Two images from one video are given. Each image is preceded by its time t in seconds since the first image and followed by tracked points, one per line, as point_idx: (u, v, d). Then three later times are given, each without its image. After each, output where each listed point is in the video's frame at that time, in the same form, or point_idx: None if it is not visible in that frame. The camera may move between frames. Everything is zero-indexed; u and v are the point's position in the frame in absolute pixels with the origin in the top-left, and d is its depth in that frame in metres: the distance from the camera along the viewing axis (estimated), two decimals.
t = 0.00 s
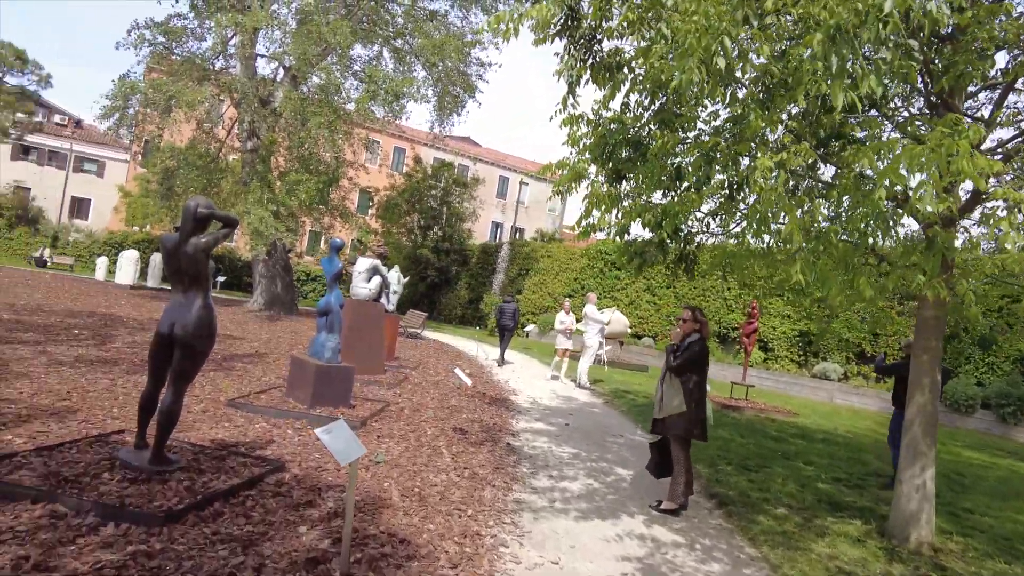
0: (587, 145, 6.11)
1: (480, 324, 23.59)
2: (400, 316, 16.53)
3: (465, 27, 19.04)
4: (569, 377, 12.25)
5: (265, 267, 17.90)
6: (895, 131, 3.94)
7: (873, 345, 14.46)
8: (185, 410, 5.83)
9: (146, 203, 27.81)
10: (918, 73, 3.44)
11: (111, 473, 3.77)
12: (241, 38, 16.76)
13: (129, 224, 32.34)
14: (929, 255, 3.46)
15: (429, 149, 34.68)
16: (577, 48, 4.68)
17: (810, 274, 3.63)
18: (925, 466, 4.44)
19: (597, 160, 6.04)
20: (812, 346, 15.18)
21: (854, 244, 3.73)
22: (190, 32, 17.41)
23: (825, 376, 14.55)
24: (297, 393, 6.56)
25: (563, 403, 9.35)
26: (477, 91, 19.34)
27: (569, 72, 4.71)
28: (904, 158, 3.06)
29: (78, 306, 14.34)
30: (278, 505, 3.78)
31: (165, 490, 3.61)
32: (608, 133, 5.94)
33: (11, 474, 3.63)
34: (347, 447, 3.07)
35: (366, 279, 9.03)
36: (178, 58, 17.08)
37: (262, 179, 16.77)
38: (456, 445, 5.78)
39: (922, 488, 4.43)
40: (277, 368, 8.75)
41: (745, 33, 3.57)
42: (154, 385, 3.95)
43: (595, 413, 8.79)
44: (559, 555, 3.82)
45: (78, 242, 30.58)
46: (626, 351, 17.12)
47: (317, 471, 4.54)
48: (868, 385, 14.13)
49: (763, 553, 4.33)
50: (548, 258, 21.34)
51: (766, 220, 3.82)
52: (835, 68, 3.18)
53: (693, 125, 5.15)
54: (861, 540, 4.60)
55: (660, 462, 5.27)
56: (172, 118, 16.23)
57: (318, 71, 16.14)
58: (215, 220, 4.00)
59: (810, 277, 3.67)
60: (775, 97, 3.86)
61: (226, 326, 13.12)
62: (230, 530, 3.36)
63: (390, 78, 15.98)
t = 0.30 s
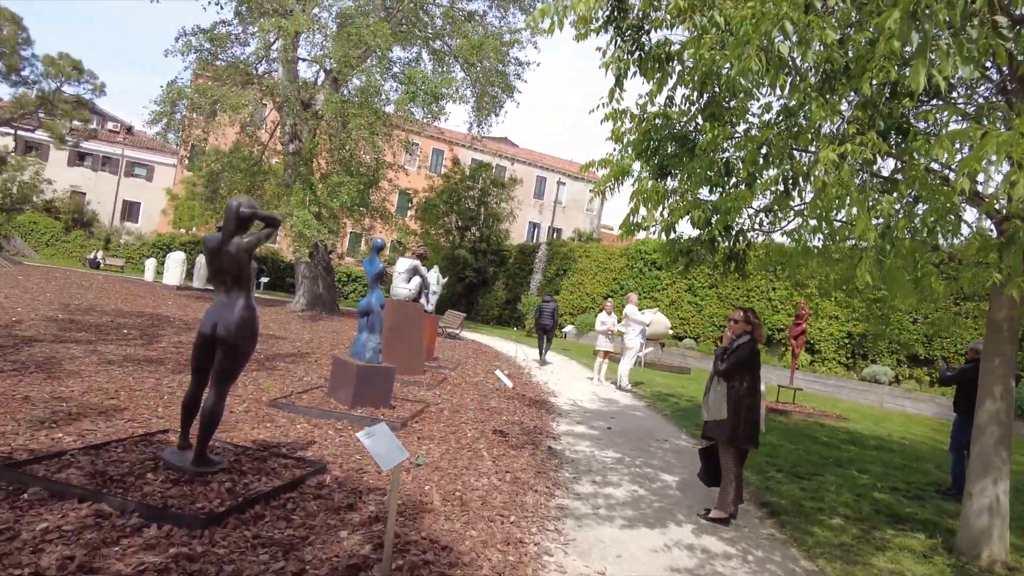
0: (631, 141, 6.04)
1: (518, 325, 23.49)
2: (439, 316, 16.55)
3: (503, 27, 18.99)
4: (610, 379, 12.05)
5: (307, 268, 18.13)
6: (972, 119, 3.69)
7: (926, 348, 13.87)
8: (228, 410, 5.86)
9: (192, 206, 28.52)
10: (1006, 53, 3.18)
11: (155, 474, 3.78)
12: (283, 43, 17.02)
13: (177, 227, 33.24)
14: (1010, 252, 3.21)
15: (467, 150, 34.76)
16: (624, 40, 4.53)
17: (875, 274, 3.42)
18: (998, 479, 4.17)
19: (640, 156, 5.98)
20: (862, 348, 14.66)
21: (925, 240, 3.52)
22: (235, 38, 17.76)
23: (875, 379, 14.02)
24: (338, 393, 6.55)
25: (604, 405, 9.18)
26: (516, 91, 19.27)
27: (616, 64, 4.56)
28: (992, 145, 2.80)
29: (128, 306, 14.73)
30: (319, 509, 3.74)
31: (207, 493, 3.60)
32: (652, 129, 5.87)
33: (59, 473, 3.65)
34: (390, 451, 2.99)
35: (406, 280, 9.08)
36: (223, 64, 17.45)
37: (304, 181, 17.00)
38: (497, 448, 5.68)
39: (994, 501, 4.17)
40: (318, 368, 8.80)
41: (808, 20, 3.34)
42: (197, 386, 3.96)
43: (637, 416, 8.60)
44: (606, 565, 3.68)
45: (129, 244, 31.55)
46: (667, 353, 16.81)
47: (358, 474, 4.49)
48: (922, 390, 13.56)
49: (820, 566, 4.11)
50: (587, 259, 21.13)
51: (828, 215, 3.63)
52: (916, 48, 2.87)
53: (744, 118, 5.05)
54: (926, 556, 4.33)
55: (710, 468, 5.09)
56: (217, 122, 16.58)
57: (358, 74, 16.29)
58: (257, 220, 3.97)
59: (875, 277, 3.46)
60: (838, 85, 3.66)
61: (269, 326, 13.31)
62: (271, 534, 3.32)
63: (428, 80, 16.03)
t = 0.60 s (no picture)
0: (666, 135, 5.89)
1: (549, 325, 23.30)
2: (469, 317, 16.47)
3: (533, 25, 18.84)
4: (643, 380, 11.80)
5: (339, 269, 18.22)
6: None
7: (975, 349, 13.31)
8: (257, 411, 5.82)
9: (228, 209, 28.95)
10: None
11: (180, 477, 3.72)
12: (314, 45, 17.13)
13: (213, 230, 33.82)
14: None
15: (497, 150, 34.67)
16: (661, 27, 4.37)
17: (934, 270, 3.19)
18: None
19: (677, 149, 5.81)
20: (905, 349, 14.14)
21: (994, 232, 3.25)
22: (268, 42, 17.94)
23: (919, 381, 13.50)
24: (367, 394, 6.48)
25: (639, 408, 8.95)
26: (547, 90, 19.12)
27: (652, 52, 4.40)
28: None
29: (164, 307, 14.95)
30: (345, 514, 3.64)
31: (231, 498, 3.52)
32: (689, 121, 5.72)
33: (85, 475, 3.61)
34: (415, 458, 2.87)
35: (436, 280, 8.77)
36: (256, 67, 17.63)
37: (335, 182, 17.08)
38: (528, 451, 5.54)
39: None
40: (349, 368, 8.76)
41: None
42: (222, 387, 3.89)
43: (672, 419, 8.36)
44: None
45: (167, 247, 32.21)
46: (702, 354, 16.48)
47: (385, 478, 4.38)
48: (970, 392, 13.00)
49: None
50: (618, 258, 20.86)
51: (883, 205, 3.39)
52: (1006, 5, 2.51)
53: (786, 108, 4.87)
54: (987, 573, 4.05)
55: (751, 475, 4.87)
56: (250, 124, 16.77)
57: (389, 75, 16.32)
58: (282, 218, 3.88)
59: (936, 272, 3.22)
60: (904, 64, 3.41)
61: (301, 327, 13.38)
62: (294, 541, 3.23)
63: (459, 79, 15.95)
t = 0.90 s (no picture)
0: (698, 129, 5.70)
1: (577, 325, 23.08)
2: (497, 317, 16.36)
3: (561, 22, 18.66)
4: (674, 382, 11.56)
5: (368, 269, 18.26)
6: None
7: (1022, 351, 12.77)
8: (281, 413, 5.77)
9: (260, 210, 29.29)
10: None
11: (199, 481, 3.66)
12: (343, 46, 17.20)
13: (246, 231, 34.29)
14: None
15: (525, 149, 34.52)
16: (692, 15, 4.21)
17: (993, 267, 2.97)
18: None
19: (709, 143, 5.62)
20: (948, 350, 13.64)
21: None
22: (297, 44, 18.08)
23: (963, 384, 13.01)
24: (392, 395, 6.39)
25: (669, 411, 8.73)
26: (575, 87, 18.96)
27: (684, 40, 4.24)
28: None
29: (197, 307, 15.13)
30: (365, 521, 3.55)
31: (250, 504, 3.45)
32: (721, 114, 5.54)
33: (105, 478, 3.56)
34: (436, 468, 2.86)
35: (462, 280, 8.80)
36: (285, 69, 17.76)
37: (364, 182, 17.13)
38: (554, 456, 5.39)
39: None
40: (375, 369, 8.70)
41: None
42: (243, 390, 3.83)
43: (704, 423, 8.13)
44: None
45: (202, 248, 32.76)
46: (734, 355, 16.13)
47: (407, 484, 4.27)
48: (1018, 396, 12.48)
49: None
50: (648, 257, 20.57)
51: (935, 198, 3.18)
52: None
53: (826, 98, 4.66)
54: None
55: (788, 483, 4.66)
56: (280, 126, 16.91)
57: (417, 75, 16.29)
58: (301, 217, 3.79)
59: (995, 269, 3.00)
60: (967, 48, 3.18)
61: (330, 327, 13.42)
62: (312, 549, 3.14)
63: (486, 78, 15.85)
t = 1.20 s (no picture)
0: (736, 124, 5.51)
1: (609, 327, 22.84)
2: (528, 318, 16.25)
3: (593, 21, 18.49)
4: (709, 385, 11.29)
5: (400, 270, 18.30)
6: None
7: None
8: (312, 414, 5.74)
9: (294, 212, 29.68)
10: None
11: (227, 483, 3.63)
12: (375, 49, 17.29)
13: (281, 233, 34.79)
14: None
15: (556, 150, 34.36)
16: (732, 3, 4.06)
17: None
18: None
19: (747, 139, 5.44)
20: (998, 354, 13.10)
21: None
22: (330, 47, 18.23)
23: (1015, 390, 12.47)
24: (422, 396, 6.32)
25: (705, 416, 8.51)
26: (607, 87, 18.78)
27: (723, 30, 4.09)
28: None
29: (233, 308, 15.34)
30: (393, 527, 3.47)
31: (276, 507, 3.40)
32: (760, 108, 5.36)
33: (134, 478, 3.54)
34: (465, 475, 2.80)
35: (492, 281, 8.83)
36: (319, 72, 17.93)
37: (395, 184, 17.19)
38: (587, 461, 5.25)
39: None
40: (406, 370, 8.66)
41: None
42: (271, 390, 3.78)
43: (741, 428, 7.89)
44: None
45: (238, 249, 33.33)
46: (771, 358, 15.75)
47: (437, 488, 4.19)
48: None
49: None
50: (682, 258, 20.24)
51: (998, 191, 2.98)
52: None
53: (873, 89, 4.46)
54: None
55: (833, 491, 4.45)
56: (314, 129, 17.07)
57: (448, 76, 16.28)
58: (330, 216, 3.73)
59: None
60: None
61: (363, 328, 13.47)
62: (338, 555, 3.07)
63: (517, 78, 15.75)
